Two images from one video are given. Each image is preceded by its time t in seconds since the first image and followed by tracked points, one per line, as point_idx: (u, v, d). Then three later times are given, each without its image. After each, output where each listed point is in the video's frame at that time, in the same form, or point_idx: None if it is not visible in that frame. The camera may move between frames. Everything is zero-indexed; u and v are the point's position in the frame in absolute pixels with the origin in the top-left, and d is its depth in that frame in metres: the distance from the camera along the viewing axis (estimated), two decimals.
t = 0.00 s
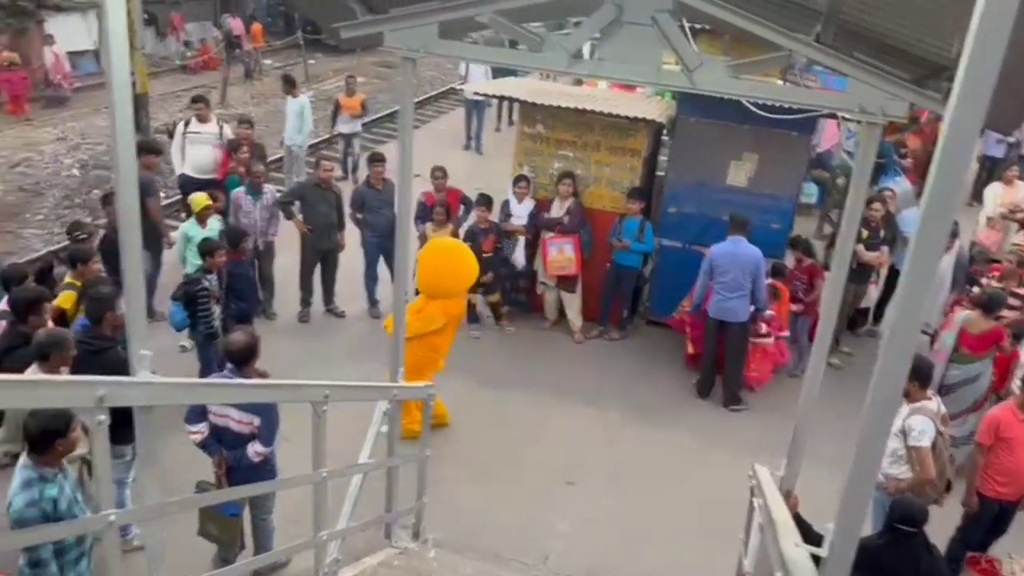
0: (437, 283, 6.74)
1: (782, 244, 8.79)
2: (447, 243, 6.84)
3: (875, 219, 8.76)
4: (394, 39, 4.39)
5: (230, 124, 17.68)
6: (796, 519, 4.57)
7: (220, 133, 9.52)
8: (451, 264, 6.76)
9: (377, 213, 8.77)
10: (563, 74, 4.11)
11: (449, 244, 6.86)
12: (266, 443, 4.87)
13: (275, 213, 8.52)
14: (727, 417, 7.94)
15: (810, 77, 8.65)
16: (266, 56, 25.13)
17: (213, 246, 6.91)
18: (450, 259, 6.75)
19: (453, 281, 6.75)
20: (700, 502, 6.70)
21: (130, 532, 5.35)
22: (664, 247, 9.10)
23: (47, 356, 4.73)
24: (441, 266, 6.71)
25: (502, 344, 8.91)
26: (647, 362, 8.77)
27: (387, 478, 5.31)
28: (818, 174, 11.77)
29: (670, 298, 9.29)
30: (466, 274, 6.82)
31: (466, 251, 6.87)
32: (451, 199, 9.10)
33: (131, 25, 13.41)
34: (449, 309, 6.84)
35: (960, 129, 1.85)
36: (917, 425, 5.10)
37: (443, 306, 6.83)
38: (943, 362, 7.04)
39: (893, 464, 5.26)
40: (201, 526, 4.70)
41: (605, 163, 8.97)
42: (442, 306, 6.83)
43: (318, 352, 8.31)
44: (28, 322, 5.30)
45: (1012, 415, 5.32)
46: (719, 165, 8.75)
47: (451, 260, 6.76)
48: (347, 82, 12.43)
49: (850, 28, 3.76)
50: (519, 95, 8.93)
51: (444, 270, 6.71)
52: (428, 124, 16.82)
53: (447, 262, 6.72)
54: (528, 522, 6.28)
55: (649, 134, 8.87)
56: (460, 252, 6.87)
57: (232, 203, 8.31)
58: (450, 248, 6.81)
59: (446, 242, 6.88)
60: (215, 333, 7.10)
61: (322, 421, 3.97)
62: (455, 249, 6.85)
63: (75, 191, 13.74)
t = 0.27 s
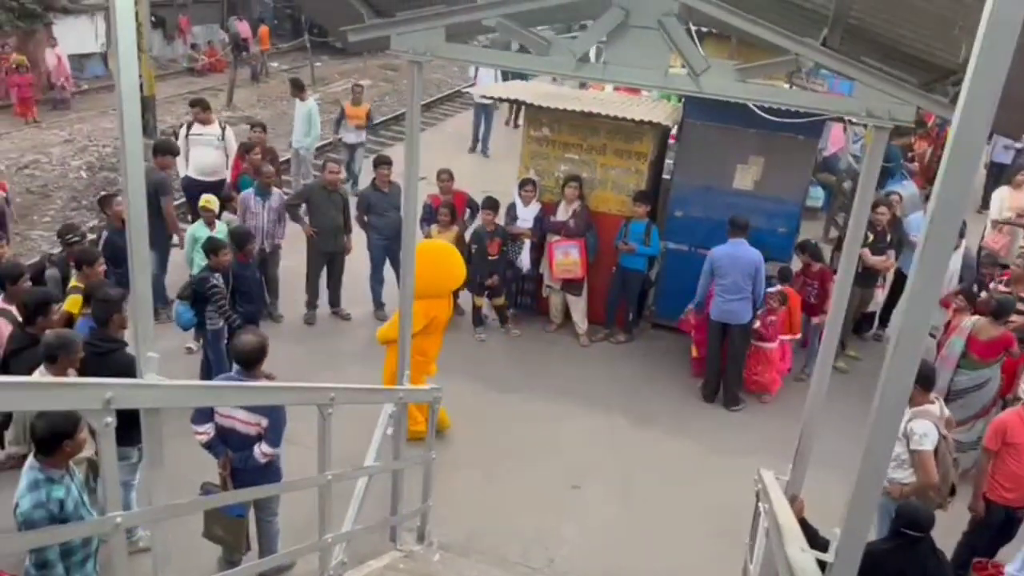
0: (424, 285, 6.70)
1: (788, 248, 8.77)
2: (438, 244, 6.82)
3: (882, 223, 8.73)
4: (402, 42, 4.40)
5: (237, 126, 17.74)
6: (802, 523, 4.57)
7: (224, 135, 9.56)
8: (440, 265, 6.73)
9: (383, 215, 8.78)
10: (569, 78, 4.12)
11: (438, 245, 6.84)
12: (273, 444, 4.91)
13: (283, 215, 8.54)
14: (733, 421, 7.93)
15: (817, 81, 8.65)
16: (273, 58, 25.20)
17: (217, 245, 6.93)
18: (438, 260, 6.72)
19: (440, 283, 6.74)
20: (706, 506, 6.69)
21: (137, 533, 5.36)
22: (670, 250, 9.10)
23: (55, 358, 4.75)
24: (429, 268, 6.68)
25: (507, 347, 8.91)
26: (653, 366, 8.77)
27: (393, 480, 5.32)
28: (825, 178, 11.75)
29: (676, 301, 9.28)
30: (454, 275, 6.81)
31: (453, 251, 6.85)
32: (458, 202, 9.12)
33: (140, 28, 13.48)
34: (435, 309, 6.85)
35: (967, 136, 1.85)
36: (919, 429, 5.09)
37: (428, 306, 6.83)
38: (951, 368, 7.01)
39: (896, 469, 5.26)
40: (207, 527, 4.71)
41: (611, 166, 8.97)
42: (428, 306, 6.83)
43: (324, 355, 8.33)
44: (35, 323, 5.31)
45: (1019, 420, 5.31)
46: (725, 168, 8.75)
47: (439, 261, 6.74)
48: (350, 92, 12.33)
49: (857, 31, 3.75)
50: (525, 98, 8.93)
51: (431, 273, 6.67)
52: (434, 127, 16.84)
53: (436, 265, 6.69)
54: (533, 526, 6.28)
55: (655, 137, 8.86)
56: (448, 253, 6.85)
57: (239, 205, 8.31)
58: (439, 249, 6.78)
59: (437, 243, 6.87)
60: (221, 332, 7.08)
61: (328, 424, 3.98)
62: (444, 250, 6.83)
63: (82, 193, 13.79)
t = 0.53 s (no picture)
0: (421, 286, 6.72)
1: (791, 250, 8.75)
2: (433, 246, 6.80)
3: (885, 224, 8.71)
4: (402, 44, 4.40)
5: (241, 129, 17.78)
6: (804, 525, 4.55)
7: (224, 138, 9.56)
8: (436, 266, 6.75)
9: (386, 218, 8.79)
10: (569, 81, 4.11)
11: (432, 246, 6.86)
12: (276, 446, 4.89)
13: (286, 218, 8.56)
14: (736, 422, 7.91)
15: (819, 82, 8.64)
16: (277, 62, 25.27)
17: (224, 246, 7.01)
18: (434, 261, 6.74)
19: (436, 283, 6.76)
20: (710, 508, 6.67)
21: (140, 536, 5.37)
22: (673, 252, 9.08)
23: (58, 361, 4.76)
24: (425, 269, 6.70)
25: (510, 349, 8.91)
26: (656, 368, 8.75)
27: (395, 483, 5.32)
28: (829, 179, 11.73)
29: (680, 303, 9.27)
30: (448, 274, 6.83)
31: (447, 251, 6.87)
32: (460, 205, 9.14)
33: (144, 32, 13.52)
34: (432, 308, 6.87)
35: (964, 134, 1.85)
36: (915, 428, 5.07)
37: (425, 306, 6.85)
38: (958, 370, 6.95)
39: (894, 470, 5.22)
40: (209, 529, 4.72)
41: (613, 168, 8.96)
42: (425, 306, 6.84)
43: (326, 357, 8.34)
44: (38, 326, 5.31)
45: None
46: (729, 170, 8.73)
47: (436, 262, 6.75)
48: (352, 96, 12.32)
49: (858, 31, 3.75)
50: (528, 100, 8.93)
51: (428, 273, 6.69)
52: (438, 129, 16.85)
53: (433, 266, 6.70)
54: (536, 527, 6.28)
55: (657, 138, 8.85)
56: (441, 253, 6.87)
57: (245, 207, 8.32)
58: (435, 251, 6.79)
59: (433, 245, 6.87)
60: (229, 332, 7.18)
61: (329, 427, 3.98)
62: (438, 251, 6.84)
63: (86, 197, 13.84)
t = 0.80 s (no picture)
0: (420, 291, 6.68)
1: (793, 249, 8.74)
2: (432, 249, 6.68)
3: (886, 222, 8.70)
4: (402, 45, 4.38)
5: (243, 131, 17.81)
6: (806, 525, 4.55)
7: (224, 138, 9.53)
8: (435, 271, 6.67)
9: (388, 219, 8.79)
10: (569, 81, 4.11)
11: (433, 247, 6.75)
12: (280, 446, 4.91)
13: (288, 220, 8.58)
14: (738, 422, 7.91)
15: (821, 81, 8.63)
16: (279, 63, 25.31)
17: (231, 247, 6.97)
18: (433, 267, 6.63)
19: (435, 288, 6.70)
20: (712, 508, 6.66)
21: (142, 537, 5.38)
22: (674, 251, 9.07)
23: (60, 363, 4.76)
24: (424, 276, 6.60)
25: (512, 349, 8.91)
26: (658, 368, 8.75)
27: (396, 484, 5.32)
28: (830, 179, 11.72)
29: (681, 303, 9.26)
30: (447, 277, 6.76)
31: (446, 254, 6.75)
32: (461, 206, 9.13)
33: (145, 34, 13.55)
34: (431, 308, 6.87)
35: (958, 132, 1.84)
36: (906, 422, 5.08)
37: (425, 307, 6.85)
38: (960, 370, 6.92)
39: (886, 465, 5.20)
40: (212, 530, 4.72)
41: (615, 168, 8.96)
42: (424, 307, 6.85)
43: (328, 358, 8.34)
44: (40, 327, 5.28)
45: None
46: (730, 169, 8.73)
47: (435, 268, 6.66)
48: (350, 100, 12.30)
49: (857, 30, 3.74)
50: (529, 100, 8.93)
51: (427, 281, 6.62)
52: (439, 130, 16.86)
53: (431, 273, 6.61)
54: (537, 527, 6.27)
55: (658, 138, 8.85)
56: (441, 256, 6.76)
57: (247, 209, 8.32)
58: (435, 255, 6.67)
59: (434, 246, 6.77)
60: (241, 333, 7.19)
61: (329, 428, 3.98)
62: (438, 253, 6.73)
63: (89, 199, 13.86)
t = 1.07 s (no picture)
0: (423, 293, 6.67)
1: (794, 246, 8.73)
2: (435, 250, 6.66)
3: (887, 219, 8.67)
4: (401, 44, 4.38)
5: (245, 130, 17.83)
6: (808, 522, 4.54)
7: (224, 138, 9.62)
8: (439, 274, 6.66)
9: (389, 218, 8.79)
10: (568, 79, 4.10)
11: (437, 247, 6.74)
12: (284, 446, 4.94)
13: (289, 220, 8.57)
14: (741, 420, 7.90)
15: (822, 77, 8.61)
16: (281, 62, 25.32)
17: (232, 248, 6.96)
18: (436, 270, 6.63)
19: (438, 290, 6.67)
20: (715, 505, 6.66)
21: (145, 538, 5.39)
22: (676, 249, 9.07)
23: (63, 363, 4.77)
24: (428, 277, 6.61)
25: (514, 347, 8.91)
26: (660, 365, 8.74)
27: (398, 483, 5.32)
28: (832, 175, 11.70)
29: (683, 300, 9.26)
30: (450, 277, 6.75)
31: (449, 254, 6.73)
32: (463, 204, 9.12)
33: (147, 33, 13.56)
34: (435, 308, 6.86)
35: (957, 128, 1.84)
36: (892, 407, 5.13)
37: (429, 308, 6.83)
38: (962, 366, 6.93)
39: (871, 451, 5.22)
40: (217, 529, 4.73)
41: (616, 166, 8.95)
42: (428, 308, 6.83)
43: (330, 357, 8.35)
44: (43, 328, 5.29)
45: None
46: (732, 167, 8.71)
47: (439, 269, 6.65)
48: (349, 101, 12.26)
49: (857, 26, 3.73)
50: (530, 99, 8.92)
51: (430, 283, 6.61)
52: (441, 129, 16.86)
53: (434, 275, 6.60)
54: (540, 526, 6.28)
55: (660, 136, 8.83)
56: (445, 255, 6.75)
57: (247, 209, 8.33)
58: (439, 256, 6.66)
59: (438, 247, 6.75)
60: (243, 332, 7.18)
61: (330, 427, 3.99)
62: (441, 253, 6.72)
63: (92, 199, 13.89)
